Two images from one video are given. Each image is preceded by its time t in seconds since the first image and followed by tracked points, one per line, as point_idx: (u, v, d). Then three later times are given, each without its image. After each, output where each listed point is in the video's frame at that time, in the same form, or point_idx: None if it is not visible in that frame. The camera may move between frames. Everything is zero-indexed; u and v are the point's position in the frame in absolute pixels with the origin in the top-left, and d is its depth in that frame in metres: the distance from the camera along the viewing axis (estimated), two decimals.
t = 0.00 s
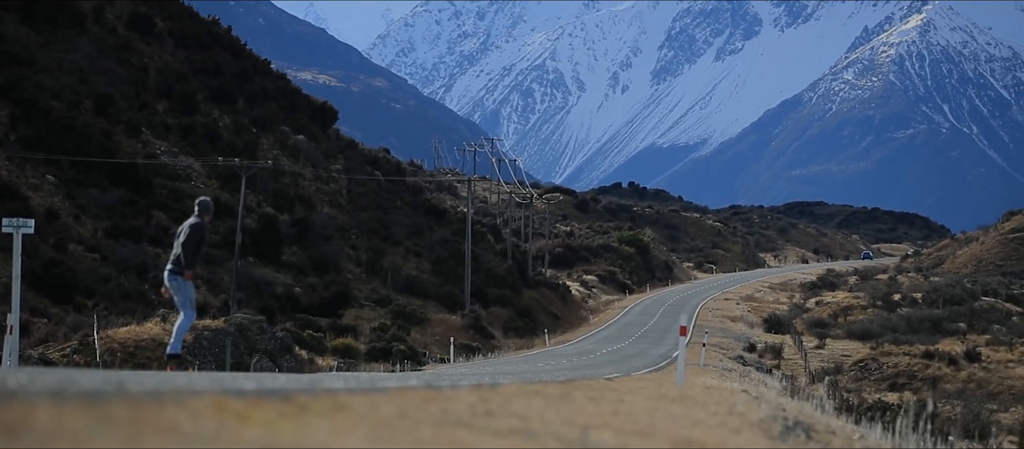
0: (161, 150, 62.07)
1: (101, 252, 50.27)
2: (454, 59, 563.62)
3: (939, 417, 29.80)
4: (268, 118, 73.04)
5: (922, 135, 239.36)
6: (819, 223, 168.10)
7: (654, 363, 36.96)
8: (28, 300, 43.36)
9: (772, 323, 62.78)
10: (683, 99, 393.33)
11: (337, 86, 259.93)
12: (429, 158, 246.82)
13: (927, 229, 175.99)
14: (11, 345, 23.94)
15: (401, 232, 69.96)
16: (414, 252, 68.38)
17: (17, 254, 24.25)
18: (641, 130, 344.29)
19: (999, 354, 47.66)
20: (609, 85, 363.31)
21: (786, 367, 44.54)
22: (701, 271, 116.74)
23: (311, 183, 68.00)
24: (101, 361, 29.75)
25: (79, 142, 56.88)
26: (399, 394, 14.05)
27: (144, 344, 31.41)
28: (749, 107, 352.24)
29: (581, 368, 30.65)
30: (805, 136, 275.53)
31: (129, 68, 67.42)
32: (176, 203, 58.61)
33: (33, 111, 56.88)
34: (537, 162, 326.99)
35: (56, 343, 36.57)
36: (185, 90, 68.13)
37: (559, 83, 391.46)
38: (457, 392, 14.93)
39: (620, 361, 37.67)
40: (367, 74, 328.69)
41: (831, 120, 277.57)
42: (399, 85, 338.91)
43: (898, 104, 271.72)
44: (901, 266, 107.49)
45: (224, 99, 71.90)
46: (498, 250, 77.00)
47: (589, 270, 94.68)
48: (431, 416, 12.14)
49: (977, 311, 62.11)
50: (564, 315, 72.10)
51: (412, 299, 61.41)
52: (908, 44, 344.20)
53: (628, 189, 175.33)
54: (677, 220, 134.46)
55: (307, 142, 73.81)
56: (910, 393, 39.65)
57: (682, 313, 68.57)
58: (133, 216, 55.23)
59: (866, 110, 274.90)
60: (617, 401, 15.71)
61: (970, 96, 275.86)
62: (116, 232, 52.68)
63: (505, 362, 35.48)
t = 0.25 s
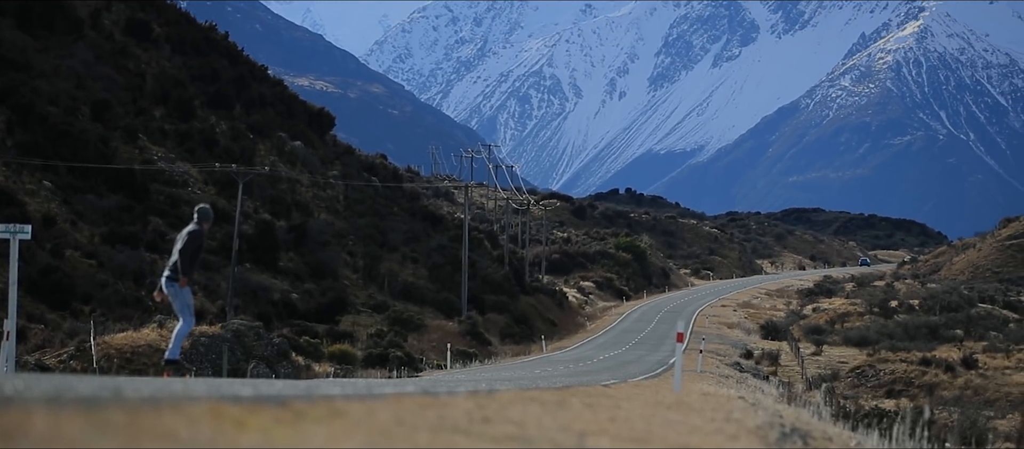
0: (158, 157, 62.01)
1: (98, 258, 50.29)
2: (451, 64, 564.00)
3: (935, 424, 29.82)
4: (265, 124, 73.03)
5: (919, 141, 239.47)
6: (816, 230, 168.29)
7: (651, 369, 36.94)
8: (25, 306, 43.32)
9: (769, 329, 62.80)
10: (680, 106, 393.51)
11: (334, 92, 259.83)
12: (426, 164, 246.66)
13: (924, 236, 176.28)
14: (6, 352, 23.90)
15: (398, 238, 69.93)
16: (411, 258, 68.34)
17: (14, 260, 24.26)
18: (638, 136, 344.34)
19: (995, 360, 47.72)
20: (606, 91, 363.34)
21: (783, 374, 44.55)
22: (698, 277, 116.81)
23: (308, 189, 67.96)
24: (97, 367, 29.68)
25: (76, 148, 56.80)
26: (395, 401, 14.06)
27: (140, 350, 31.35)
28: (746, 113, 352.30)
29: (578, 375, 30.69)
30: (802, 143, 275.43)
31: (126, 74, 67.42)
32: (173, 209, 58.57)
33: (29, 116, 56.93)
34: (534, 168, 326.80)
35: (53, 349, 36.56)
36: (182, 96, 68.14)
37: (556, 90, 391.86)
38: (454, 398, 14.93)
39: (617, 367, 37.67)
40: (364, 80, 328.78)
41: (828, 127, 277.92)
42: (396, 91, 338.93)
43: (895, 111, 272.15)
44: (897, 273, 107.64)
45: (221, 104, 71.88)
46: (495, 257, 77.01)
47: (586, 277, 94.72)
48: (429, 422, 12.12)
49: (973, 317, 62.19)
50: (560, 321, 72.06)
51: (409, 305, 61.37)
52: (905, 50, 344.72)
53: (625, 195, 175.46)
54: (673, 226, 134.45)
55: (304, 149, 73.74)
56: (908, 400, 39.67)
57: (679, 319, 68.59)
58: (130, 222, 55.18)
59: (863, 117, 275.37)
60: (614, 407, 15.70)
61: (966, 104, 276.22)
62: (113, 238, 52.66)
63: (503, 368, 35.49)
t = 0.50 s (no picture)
0: (156, 162, 61.98)
1: (96, 263, 50.29)
2: (449, 69, 563.95)
3: (933, 430, 29.79)
4: (263, 130, 73.01)
5: (917, 147, 239.75)
6: (814, 236, 168.38)
7: (649, 375, 36.85)
8: (22, 311, 43.29)
9: (766, 336, 62.79)
10: (679, 112, 393.50)
11: (332, 97, 259.83)
12: (424, 169, 246.60)
13: (922, 242, 176.47)
14: (2, 356, 23.88)
15: (396, 244, 69.88)
16: (409, 264, 68.31)
17: (10, 265, 24.29)
18: (636, 142, 344.23)
19: (993, 367, 47.73)
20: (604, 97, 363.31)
21: (780, 380, 44.55)
22: (696, 283, 116.82)
23: (305, 195, 67.92)
24: (94, 373, 29.63)
25: (74, 153, 56.77)
26: (393, 407, 14.10)
27: (138, 355, 31.31)
28: (744, 120, 352.31)
29: (576, 381, 30.68)
30: (800, 149, 275.41)
31: (124, 79, 67.42)
32: (171, 214, 58.65)
33: (27, 121, 56.99)
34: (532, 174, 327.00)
35: (52, 353, 36.55)
36: (180, 102, 68.16)
37: (554, 96, 392.00)
38: (452, 405, 14.92)
39: (616, 373, 37.54)
40: (363, 85, 328.80)
41: (826, 133, 278.11)
42: (394, 97, 339.03)
43: (893, 117, 272.21)
44: (894, 279, 107.71)
45: (219, 110, 71.86)
46: (493, 262, 77.00)
47: (584, 282, 94.74)
48: (426, 428, 12.09)
49: (972, 324, 62.14)
50: (558, 327, 71.95)
51: (406, 311, 61.28)
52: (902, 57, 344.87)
53: (623, 201, 175.47)
54: (671, 232, 134.37)
55: (302, 155, 73.67)
56: (905, 406, 39.68)
57: (678, 325, 68.50)
58: (128, 227, 55.11)
59: (861, 124, 275.57)
60: (611, 414, 15.66)
61: (965, 110, 276.42)
62: (111, 243, 52.64)
63: (501, 374, 35.52)
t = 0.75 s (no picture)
0: (154, 167, 62.02)
1: (94, 269, 50.27)
2: (448, 74, 564.17)
3: (931, 436, 29.81)
4: (262, 135, 73.04)
5: (916, 153, 239.64)
6: (813, 242, 168.36)
7: (649, 380, 36.82)
8: (21, 316, 43.35)
9: (765, 341, 62.76)
10: (678, 116, 393.58)
11: (331, 103, 259.83)
12: (423, 175, 246.34)
13: (920, 248, 176.54)
14: (3, 362, 23.89)
15: (394, 249, 69.84)
16: (407, 269, 68.28)
17: (9, 271, 24.27)
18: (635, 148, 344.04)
19: (991, 373, 47.74)
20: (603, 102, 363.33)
21: (779, 386, 44.48)
22: (694, 289, 116.80)
23: (304, 200, 67.84)
24: (93, 378, 29.62)
25: (72, 159, 56.84)
26: (392, 413, 14.07)
27: (137, 360, 31.28)
28: (743, 126, 351.96)
29: (574, 386, 30.66)
30: (799, 155, 275.29)
31: (122, 84, 67.40)
32: (170, 219, 58.60)
33: (26, 127, 57.05)
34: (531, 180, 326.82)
35: (50, 359, 36.51)
36: (178, 107, 68.20)
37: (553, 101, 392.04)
38: (451, 410, 14.93)
39: (615, 379, 37.50)
40: (362, 91, 328.56)
41: (825, 139, 278.13)
42: (393, 102, 338.78)
43: (892, 122, 272.28)
44: (894, 286, 107.60)
45: (218, 115, 71.86)
46: (492, 268, 76.91)
47: (583, 288, 94.70)
48: (425, 434, 12.11)
49: (970, 330, 62.14)
50: (557, 333, 71.95)
51: (405, 317, 61.25)
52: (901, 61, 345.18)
53: (621, 206, 175.43)
54: (670, 238, 134.34)
55: (301, 160, 73.62)
56: (903, 413, 39.68)
57: (677, 331, 68.43)
58: (126, 232, 55.10)
59: (860, 129, 275.64)
60: (611, 418, 15.67)
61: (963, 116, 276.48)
62: (109, 248, 52.64)
63: (500, 380, 35.55)
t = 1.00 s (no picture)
0: (154, 173, 62.02)
1: (94, 274, 50.26)
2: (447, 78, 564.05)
3: (931, 442, 29.81)
4: (261, 140, 73.01)
5: (915, 161, 239.73)
6: (813, 248, 168.34)
7: (648, 386, 36.87)
8: (20, 322, 43.37)
9: (765, 347, 62.74)
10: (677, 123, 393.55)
11: (331, 108, 259.87)
12: (422, 181, 246.26)
13: (919, 255, 176.47)
14: (3, 370, 23.87)
15: (394, 255, 69.80)
16: (407, 275, 68.29)
17: (9, 275, 24.27)
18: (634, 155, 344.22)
19: (991, 379, 47.72)
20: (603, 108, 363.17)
21: (778, 392, 44.49)
22: (693, 295, 116.75)
23: (303, 206, 67.85)
24: (91, 384, 29.59)
25: (72, 164, 56.87)
26: (393, 418, 14.14)
27: (137, 366, 31.28)
28: (742, 131, 351.90)
29: (572, 394, 30.64)
30: (798, 162, 275.28)
31: (122, 89, 67.45)
32: (169, 224, 58.62)
33: (26, 132, 57.11)
34: (530, 186, 326.84)
35: (50, 365, 36.51)
36: (178, 112, 68.26)
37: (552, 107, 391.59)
38: (449, 414, 14.98)
39: (614, 385, 37.50)
40: (361, 97, 328.62)
41: (824, 146, 278.25)
42: (392, 108, 338.75)
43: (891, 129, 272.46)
44: (893, 292, 107.52)
45: (218, 121, 71.92)
46: (491, 274, 76.86)
47: (583, 294, 94.65)
48: (425, 442, 12.21)
49: (969, 336, 62.20)
50: (556, 339, 71.93)
51: (404, 323, 61.25)
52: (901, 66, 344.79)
53: (621, 212, 175.28)
54: (669, 244, 134.28)
55: (301, 166, 73.62)
56: (904, 418, 39.65)
57: (676, 337, 68.43)
58: (126, 238, 55.10)
59: (860, 136, 275.78)
60: (609, 424, 15.74)
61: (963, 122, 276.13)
62: (108, 254, 52.61)
63: (500, 385, 35.55)
